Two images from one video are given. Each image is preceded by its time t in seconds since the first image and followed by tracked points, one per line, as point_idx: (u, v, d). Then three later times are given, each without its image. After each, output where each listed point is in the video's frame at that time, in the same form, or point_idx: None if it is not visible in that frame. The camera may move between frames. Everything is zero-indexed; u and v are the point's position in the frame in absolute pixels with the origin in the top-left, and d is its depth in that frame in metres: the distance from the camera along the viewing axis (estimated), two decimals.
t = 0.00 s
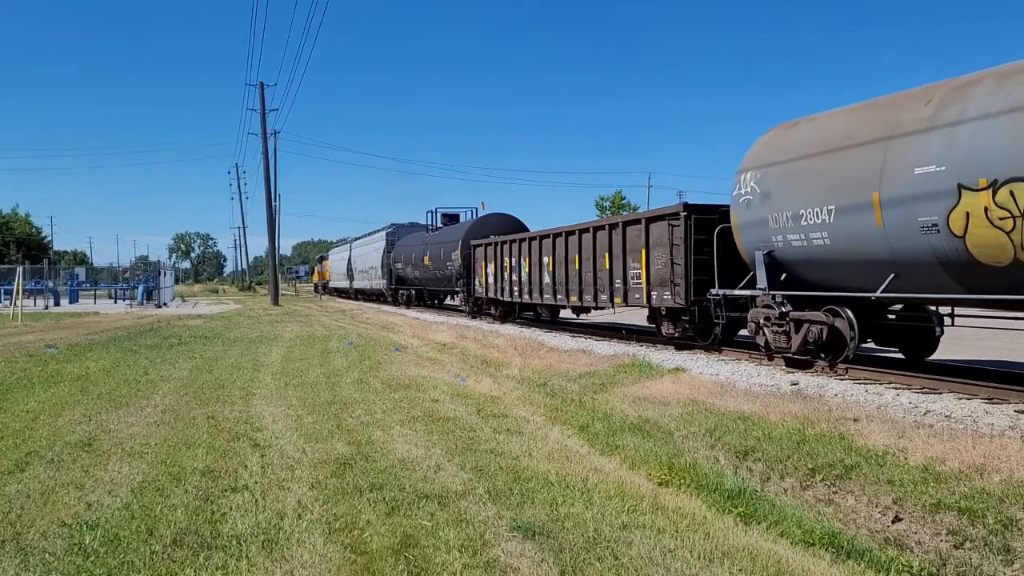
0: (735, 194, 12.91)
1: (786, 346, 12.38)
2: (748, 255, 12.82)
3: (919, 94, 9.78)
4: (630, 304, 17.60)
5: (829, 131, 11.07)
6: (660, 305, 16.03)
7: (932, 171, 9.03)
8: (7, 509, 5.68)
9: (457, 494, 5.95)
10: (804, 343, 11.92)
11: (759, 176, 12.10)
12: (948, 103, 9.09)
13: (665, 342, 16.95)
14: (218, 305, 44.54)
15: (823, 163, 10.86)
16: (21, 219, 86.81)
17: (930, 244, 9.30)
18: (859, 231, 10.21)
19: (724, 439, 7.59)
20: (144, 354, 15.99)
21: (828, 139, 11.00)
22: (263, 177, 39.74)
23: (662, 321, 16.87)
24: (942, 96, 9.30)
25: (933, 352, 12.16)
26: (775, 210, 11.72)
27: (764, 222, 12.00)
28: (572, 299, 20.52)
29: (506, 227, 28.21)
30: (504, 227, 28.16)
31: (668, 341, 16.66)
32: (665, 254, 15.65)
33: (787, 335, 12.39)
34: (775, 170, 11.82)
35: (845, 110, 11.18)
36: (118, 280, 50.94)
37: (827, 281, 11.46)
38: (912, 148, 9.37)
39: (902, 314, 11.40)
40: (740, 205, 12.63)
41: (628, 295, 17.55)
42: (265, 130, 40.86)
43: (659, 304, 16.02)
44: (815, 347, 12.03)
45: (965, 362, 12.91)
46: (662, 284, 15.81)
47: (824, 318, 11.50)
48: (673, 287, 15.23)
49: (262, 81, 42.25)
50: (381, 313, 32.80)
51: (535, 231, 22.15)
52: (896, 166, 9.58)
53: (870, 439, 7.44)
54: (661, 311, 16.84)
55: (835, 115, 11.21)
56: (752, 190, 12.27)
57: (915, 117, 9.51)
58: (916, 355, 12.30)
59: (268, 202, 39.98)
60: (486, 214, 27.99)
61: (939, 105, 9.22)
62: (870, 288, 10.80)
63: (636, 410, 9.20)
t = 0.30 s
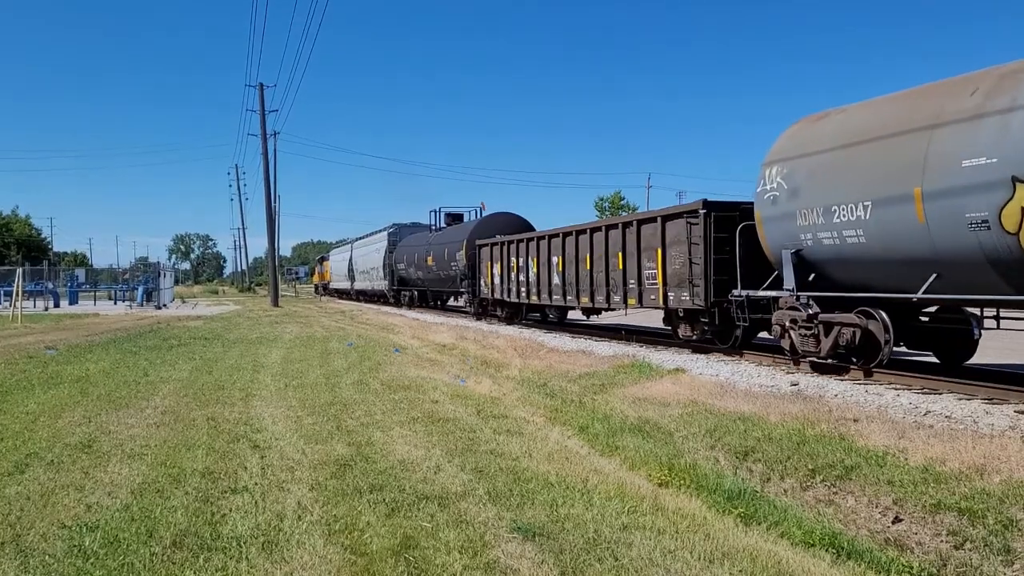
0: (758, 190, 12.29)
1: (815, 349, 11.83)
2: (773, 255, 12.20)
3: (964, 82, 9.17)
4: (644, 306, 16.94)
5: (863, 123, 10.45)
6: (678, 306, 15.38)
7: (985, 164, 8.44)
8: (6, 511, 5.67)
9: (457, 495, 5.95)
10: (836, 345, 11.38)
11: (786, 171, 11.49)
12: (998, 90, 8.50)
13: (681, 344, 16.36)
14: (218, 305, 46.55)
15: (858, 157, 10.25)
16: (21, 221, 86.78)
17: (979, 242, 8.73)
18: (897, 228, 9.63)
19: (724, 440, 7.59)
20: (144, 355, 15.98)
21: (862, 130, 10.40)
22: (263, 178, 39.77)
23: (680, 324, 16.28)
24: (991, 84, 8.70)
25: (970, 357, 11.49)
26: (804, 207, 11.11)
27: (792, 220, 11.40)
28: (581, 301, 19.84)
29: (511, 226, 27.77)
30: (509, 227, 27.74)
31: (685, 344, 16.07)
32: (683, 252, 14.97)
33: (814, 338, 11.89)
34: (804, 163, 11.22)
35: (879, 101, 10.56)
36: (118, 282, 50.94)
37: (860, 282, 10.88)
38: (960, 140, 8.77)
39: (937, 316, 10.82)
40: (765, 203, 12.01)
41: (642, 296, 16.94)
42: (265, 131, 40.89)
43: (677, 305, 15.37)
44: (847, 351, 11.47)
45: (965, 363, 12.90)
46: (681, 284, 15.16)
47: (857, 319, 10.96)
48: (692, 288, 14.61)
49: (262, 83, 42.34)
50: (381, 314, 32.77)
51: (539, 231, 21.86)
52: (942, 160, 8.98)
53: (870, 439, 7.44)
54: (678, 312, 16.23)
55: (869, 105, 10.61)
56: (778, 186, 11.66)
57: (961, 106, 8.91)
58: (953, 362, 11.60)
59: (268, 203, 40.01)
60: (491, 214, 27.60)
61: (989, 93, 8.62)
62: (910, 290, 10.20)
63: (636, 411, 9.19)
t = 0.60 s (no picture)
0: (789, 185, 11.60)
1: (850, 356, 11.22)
2: (804, 255, 11.54)
3: (1016, 67, 8.45)
4: (661, 308, 16.59)
5: (904, 113, 9.74)
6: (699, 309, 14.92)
7: None
8: (6, 513, 5.67)
9: (457, 497, 5.95)
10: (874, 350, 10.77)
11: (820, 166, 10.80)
12: None
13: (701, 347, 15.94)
14: (218, 305, 50.05)
15: (900, 150, 9.56)
16: (21, 224, 86.75)
17: None
18: (943, 227, 8.96)
19: (724, 442, 7.60)
20: (145, 357, 16.01)
21: (898, 122, 9.77)
22: (263, 180, 39.81)
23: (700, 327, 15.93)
24: None
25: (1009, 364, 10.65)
26: (841, 204, 10.43)
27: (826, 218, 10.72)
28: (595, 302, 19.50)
29: (516, 226, 27.49)
30: (515, 227, 27.46)
31: (704, 347, 15.71)
32: (703, 253, 14.60)
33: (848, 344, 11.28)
34: (835, 158, 10.59)
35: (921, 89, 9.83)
36: (118, 284, 50.94)
37: (901, 283, 10.24)
38: (1015, 132, 8.08)
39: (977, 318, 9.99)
40: (796, 199, 11.33)
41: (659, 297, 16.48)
42: (265, 133, 40.94)
43: (698, 307, 14.92)
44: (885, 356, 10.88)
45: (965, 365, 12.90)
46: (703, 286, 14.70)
47: (896, 322, 10.41)
48: (713, 289, 14.21)
49: (262, 85, 42.46)
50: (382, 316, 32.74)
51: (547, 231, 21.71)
52: (994, 153, 8.29)
53: (870, 441, 7.44)
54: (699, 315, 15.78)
55: (905, 95, 9.97)
56: (811, 182, 10.99)
57: (1014, 93, 8.21)
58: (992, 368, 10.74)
59: (269, 205, 40.06)
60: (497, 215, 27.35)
61: None
62: (959, 290, 9.50)
63: (636, 413, 9.18)
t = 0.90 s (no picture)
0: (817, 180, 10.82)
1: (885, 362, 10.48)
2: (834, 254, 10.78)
3: None
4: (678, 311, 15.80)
5: (946, 103, 8.96)
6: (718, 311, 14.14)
7: None
8: (5, 515, 5.67)
9: (456, 498, 5.95)
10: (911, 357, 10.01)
11: (852, 160, 10.03)
12: None
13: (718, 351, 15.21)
14: (217, 305, 52.55)
15: (944, 144, 8.78)
16: (21, 224, 86.67)
17: None
18: (996, 226, 8.22)
19: (723, 443, 7.60)
20: (144, 358, 16.01)
21: (940, 112, 9.00)
22: (263, 181, 39.85)
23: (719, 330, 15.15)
24: None
25: None
26: (877, 201, 9.67)
27: (860, 215, 9.97)
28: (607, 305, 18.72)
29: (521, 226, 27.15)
30: (520, 227, 27.11)
31: (723, 352, 14.92)
32: (723, 252, 13.81)
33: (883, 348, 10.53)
34: (870, 151, 9.81)
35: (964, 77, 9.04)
36: (118, 285, 50.94)
37: (944, 285, 9.45)
38: None
39: None
40: (826, 196, 10.55)
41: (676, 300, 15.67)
42: (265, 134, 41.01)
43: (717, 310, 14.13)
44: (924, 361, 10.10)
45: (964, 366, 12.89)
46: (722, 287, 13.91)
47: (935, 327, 9.62)
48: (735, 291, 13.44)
49: (262, 86, 42.58)
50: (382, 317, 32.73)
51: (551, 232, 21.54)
52: None
53: (868, 442, 7.44)
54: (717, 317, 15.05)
55: (946, 83, 9.21)
56: (842, 178, 10.22)
57: None
58: None
59: (269, 206, 40.10)
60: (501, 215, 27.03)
61: None
62: (1012, 291, 8.68)
63: (634, 414, 9.17)
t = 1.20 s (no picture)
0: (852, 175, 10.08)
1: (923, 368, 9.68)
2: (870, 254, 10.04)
3: None
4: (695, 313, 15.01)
5: (996, 91, 8.23)
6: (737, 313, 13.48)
7: None
8: (3, 516, 5.66)
9: (455, 499, 5.95)
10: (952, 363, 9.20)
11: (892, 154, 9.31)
12: None
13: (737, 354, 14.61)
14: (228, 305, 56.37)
15: (995, 134, 8.06)
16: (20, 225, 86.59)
17: None
18: None
19: (722, 444, 7.60)
20: (143, 359, 16.00)
21: (987, 101, 8.29)
22: (263, 182, 39.87)
23: (739, 333, 14.44)
24: None
25: None
26: (920, 197, 8.94)
27: (900, 212, 9.24)
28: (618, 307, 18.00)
29: (527, 226, 26.87)
30: (525, 226, 26.81)
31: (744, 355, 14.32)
32: (746, 251, 13.11)
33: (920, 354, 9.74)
34: (911, 143, 9.10)
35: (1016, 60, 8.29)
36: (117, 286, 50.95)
37: (992, 288, 8.70)
38: None
39: None
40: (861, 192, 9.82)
41: (693, 303, 14.92)
42: (264, 135, 41.03)
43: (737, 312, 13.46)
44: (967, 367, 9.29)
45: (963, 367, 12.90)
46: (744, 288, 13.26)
47: (976, 331, 8.81)
48: (758, 292, 12.75)
49: (262, 88, 42.63)
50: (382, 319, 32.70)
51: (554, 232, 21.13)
52: None
53: (867, 443, 7.44)
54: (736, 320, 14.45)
55: (990, 70, 8.54)
56: (879, 172, 9.49)
57: None
58: None
59: (268, 208, 40.12)
60: (506, 214, 26.74)
61: None
62: None
63: (633, 415, 9.16)
